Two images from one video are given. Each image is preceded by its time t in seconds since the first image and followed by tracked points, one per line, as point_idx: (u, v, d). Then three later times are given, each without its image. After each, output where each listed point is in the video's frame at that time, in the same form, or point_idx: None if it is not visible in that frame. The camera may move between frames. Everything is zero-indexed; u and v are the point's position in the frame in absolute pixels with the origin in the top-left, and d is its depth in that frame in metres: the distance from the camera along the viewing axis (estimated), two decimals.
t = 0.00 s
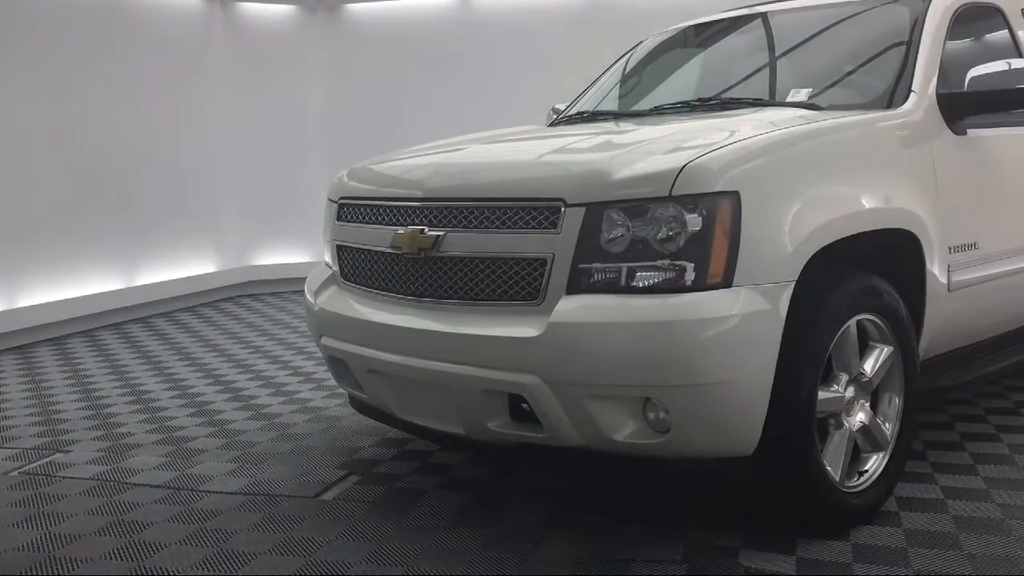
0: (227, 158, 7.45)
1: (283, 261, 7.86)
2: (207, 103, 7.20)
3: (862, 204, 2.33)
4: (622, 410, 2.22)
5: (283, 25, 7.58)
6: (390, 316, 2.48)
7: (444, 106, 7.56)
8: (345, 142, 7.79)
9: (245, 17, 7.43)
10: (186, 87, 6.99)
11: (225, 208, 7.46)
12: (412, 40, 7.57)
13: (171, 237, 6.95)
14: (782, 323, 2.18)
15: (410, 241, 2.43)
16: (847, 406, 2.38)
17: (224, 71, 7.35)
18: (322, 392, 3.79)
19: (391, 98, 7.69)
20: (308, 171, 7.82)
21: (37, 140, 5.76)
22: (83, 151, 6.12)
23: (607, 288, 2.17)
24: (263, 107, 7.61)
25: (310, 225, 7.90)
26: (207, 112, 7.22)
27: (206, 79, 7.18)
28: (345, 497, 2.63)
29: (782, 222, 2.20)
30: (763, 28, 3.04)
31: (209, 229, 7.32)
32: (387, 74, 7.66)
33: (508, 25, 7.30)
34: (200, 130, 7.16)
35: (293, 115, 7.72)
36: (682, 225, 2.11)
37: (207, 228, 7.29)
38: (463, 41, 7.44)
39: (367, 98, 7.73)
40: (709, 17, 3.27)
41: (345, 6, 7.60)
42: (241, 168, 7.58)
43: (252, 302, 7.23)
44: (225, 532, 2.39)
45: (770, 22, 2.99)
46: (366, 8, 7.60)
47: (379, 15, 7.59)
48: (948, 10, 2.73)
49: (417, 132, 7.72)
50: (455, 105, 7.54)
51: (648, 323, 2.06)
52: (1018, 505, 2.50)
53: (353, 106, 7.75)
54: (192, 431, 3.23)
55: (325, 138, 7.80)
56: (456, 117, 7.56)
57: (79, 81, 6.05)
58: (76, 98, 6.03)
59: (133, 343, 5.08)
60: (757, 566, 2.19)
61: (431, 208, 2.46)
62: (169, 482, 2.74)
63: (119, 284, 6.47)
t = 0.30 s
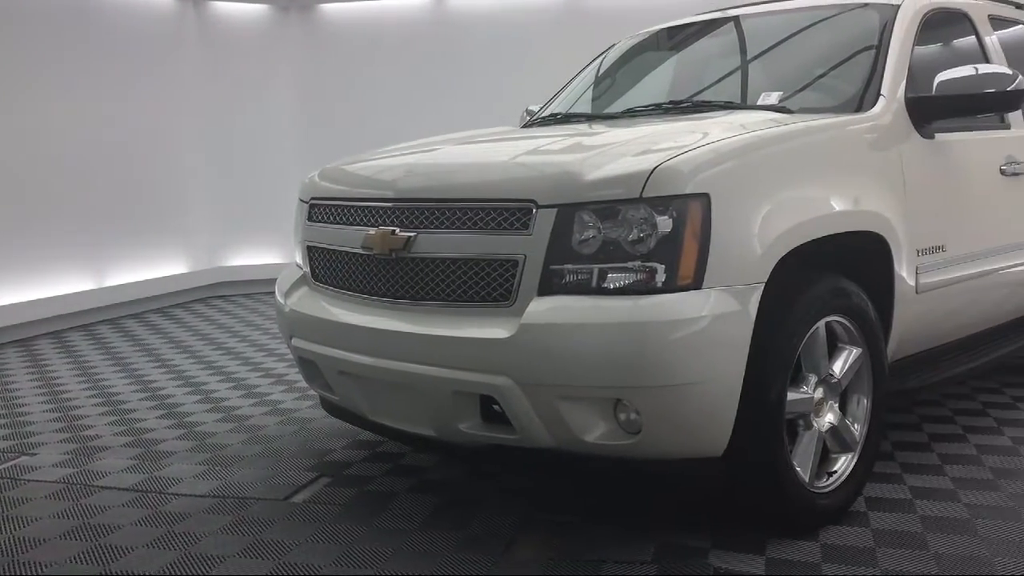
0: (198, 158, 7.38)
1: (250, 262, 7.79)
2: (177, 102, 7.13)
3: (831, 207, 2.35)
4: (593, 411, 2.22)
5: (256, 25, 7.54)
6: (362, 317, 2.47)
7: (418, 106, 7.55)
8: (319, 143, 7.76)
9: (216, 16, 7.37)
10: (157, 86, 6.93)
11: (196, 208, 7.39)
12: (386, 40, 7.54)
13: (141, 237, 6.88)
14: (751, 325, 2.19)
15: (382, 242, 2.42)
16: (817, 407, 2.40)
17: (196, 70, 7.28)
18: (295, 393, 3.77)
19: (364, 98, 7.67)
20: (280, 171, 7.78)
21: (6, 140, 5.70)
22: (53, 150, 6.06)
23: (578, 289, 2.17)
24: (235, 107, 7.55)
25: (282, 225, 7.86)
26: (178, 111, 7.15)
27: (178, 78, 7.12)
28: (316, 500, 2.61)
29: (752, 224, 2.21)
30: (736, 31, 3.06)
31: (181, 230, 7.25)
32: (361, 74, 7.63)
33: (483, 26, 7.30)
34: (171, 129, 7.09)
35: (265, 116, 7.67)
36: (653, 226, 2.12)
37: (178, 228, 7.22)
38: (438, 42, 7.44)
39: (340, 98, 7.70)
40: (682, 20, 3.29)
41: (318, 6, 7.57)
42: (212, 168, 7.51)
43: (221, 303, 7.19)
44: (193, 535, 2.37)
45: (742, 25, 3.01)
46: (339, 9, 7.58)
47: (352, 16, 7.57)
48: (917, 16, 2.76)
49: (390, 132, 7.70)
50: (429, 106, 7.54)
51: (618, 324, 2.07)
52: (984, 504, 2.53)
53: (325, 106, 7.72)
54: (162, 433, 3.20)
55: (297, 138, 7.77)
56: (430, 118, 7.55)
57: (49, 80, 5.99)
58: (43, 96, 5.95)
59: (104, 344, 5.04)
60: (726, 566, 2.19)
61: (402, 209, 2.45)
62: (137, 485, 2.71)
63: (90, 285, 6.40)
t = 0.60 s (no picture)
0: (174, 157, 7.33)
1: (227, 261, 7.77)
2: (152, 102, 7.08)
3: (805, 208, 2.36)
4: (567, 411, 2.22)
5: (232, 24, 7.51)
6: (336, 318, 2.46)
7: (395, 107, 7.57)
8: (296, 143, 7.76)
9: (191, 15, 7.33)
10: (132, 87, 6.88)
11: (171, 208, 7.33)
12: (361, 39, 7.56)
13: (116, 237, 6.82)
14: (726, 325, 2.20)
15: (357, 243, 2.41)
16: (790, 407, 2.41)
17: (170, 69, 7.24)
18: (270, 395, 3.75)
19: (340, 98, 7.67)
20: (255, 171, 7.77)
21: None
22: (28, 150, 6.01)
23: (554, 290, 2.16)
24: (210, 107, 7.52)
25: (257, 225, 7.84)
26: (153, 111, 7.10)
27: (153, 78, 7.07)
28: (290, 501, 2.60)
29: (726, 224, 2.22)
30: (711, 34, 3.08)
31: (156, 230, 7.20)
32: (339, 75, 7.63)
33: (459, 26, 7.33)
34: (146, 130, 7.04)
35: (240, 116, 7.65)
36: (628, 227, 2.12)
37: (153, 228, 7.17)
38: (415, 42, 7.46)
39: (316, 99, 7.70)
40: (658, 22, 3.31)
41: (294, 6, 7.59)
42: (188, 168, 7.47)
43: (195, 304, 7.14)
44: (165, 537, 2.35)
45: (718, 27, 3.03)
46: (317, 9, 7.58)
47: (329, 16, 7.57)
48: (889, 20, 2.79)
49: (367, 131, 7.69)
50: (405, 106, 7.55)
51: (593, 324, 2.07)
52: (955, 503, 2.55)
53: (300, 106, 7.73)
54: (134, 435, 3.17)
55: (273, 138, 7.78)
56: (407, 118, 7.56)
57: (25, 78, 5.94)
58: (15, 95, 5.88)
59: (76, 345, 4.98)
60: (701, 566, 2.20)
61: (377, 208, 2.44)
62: (108, 487, 2.68)
63: (63, 285, 6.34)
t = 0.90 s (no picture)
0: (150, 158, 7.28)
1: (204, 263, 7.73)
2: (129, 103, 7.02)
3: (780, 208, 2.37)
4: (544, 411, 2.23)
5: (209, 24, 7.47)
6: (313, 318, 2.45)
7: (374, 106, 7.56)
8: (275, 142, 7.74)
9: (168, 15, 7.27)
10: (108, 87, 6.82)
11: (147, 208, 7.28)
12: (340, 39, 7.54)
13: (91, 238, 6.76)
14: (701, 325, 2.21)
15: (334, 242, 2.40)
16: (765, 407, 2.42)
17: (147, 69, 7.18)
18: (247, 396, 3.73)
19: (319, 98, 7.65)
20: (233, 172, 7.74)
21: None
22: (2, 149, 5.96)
23: (530, 290, 2.16)
24: (187, 107, 7.47)
25: (234, 225, 7.81)
26: (130, 112, 7.04)
27: (130, 78, 7.01)
28: (266, 502, 2.59)
29: (702, 224, 2.23)
30: (688, 35, 3.09)
31: (133, 230, 7.15)
32: (319, 74, 7.62)
33: (439, 26, 7.34)
34: (122, 131, 6.98)
35: (218, 116, 7.61)
36: (604, 227, 2.13)
37: (130, 229, 7.11)
38: (394, 43, 7.46)
39: (294, 99, 7.68)
40: (635, 24, 3.32)
41: (271, 5, 7.55)
42: (165, 168, 7.42)
43: (172, 305, 7.10)
44: (139, 539, 2.33)
45: (694, 29, 3.05)
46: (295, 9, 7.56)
47: (309, 16, 7.55)
48: (863, 23, 2.82)
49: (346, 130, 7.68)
50: (385, 106, 7.55)
51: (569, 325, 2.07)
52: (927, 501, 2.58)
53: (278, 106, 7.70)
54: (109, 436, 3.15)
55: (251, 138, 7.75)
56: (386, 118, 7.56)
57: None
58: None
59: (51, 347, 4.93)
60: (676, 565, 2.21)
61: (354, 208, 2.43)
62: (82, 488, 2.66)
63: (37, 285, 6.28)
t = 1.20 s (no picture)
0: (127, 158, 7.22)
1: (182, 264, 7.67)
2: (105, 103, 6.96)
3: (757, 209, 2.39)
4: (520, 411, 2.23)
5: (187, 23, 7.43)
6: (290, 319, 2.44)
7: (356, 106, 7.55)
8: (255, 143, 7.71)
9: (144, 14, 7.22)
10: (85, 88, 6.76)
11: (124, 208, 7.23)
12: (319, 39, 7.52)
13: (67, 238, 6.70)
14: (678, 325, 2.22)
15: (311, 243, 2.39)
16: (741, 406, 2.44)
17: (124, 69, 7.12)
18: (225, 398, 3.72)
19: (299, 97, 7.62)
20: (210, 171, 7.71)
21: None
22: None
23: (508, 290, 2.16)
24: (164, 107, 7.42)
25: (209, 227, 7.76)
26: (108, 112, 6.99)
27: (107, 79, 6.95)
28: (242, 504, 2.58)
29: (678, 225, 2.24)
30: (667, 37, 3.11)
31: (110, 231, 7.10)
32: (300, 74, 7.60)
33: (420, 27, 7.34)
34: (98, 131, 6.92)
35: (195, 116, 7.57)
36: (582, 228, 2.13)
37: (107, 230, 7.06)
38: (375, 43, 7.45)
39: (274, 98, 7.65)
40: (613, 26, 3.34)
41: (249, 5, 7.53)
42: (143, 169, 7.37)
43: (150, 306, 7.05)
44: (115, 542, 2.32)
45: (672, 31, 3.06)
46: (276, 9, 7.54)
47: (289, 17, 7.53)
48: (838, 26, 2.84)
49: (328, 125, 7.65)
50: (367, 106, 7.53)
51: (545, 325, 2.08)
52: (902, 500, 2.60)
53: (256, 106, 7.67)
54: (85, 439, 3.13)
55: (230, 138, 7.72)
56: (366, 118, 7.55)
57: None
58: None
59: (28, 348, 4.89)
60: (653, 564, 2.22)
61: (331, 208, 2.43)
62: (57, 491, 2.64)
63: (14, 287, 6.23)
